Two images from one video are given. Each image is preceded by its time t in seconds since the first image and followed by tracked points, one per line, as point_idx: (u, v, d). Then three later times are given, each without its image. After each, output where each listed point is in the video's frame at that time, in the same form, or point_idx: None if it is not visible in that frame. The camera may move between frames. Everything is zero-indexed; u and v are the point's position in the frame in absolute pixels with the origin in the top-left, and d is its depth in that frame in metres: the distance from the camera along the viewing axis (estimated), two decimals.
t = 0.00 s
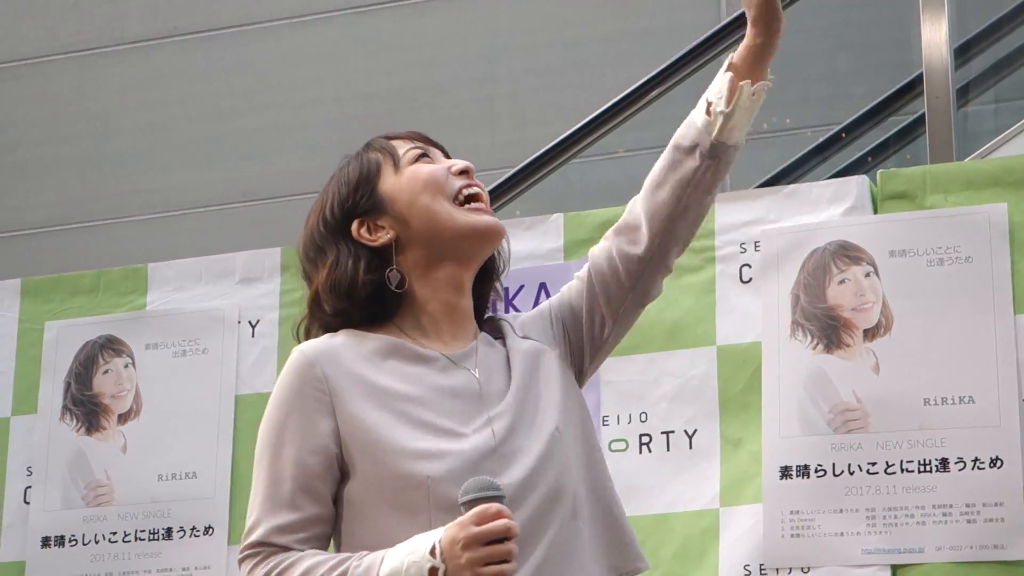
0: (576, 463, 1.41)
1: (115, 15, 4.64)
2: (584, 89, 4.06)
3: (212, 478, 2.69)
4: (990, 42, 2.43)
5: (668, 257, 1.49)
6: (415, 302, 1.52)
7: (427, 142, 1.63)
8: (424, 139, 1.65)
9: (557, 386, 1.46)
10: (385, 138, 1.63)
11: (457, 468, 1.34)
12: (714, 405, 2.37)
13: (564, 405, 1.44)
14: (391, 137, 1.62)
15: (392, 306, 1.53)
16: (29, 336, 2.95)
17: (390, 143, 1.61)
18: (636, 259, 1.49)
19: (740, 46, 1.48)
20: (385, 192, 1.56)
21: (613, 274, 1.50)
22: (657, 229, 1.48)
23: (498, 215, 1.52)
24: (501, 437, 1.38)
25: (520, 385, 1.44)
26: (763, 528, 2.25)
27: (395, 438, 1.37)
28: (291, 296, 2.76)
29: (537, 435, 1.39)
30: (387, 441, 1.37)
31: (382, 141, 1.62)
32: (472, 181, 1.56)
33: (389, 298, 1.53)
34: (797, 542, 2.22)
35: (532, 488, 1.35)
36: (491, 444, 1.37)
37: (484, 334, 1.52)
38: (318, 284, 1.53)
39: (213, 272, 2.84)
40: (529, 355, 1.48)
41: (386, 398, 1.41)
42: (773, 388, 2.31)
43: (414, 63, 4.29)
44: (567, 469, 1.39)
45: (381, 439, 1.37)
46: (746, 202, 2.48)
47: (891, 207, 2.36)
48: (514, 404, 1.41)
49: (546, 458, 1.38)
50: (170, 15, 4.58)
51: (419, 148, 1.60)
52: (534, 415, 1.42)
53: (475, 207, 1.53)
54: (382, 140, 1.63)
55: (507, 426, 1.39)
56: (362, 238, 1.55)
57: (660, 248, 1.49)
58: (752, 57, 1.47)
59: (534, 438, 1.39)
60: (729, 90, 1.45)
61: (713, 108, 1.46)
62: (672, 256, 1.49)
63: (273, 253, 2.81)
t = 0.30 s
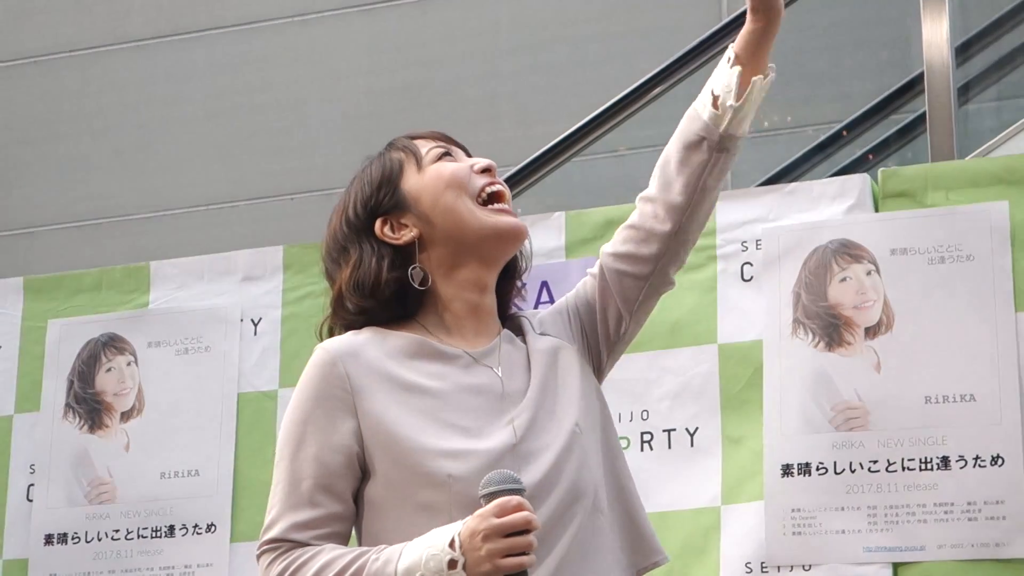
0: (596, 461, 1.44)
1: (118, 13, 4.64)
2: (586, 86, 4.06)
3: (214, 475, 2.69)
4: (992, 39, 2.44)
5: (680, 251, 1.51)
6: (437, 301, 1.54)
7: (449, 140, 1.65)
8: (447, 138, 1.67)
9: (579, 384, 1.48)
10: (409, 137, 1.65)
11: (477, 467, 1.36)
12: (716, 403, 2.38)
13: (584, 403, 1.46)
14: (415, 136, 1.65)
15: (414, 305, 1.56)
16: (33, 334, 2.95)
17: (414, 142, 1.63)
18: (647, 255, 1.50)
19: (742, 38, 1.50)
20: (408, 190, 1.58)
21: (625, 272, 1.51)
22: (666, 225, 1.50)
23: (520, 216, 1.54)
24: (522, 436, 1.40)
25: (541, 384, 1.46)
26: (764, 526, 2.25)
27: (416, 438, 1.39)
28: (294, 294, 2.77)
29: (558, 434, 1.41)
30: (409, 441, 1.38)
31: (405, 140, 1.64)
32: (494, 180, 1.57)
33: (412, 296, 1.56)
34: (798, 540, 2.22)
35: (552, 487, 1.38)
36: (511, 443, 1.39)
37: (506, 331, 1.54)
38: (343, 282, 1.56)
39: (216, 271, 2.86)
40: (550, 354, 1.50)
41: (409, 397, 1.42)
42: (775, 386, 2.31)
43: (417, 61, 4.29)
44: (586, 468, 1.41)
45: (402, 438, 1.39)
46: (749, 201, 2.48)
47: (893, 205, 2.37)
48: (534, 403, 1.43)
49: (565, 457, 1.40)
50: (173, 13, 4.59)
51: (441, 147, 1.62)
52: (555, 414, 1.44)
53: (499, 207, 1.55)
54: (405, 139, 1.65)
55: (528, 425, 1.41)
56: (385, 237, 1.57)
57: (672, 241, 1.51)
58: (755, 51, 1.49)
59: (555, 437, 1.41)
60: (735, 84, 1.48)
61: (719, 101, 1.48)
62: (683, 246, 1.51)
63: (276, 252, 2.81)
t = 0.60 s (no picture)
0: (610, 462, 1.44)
1: (120, 12, 4.64)
2: (588, 86, 4.06)
3: (215, 474, 2.69)
4: (993, 39, 2.44)
5: (695, 258, 1.50)
6: (451, 302, 1.55)
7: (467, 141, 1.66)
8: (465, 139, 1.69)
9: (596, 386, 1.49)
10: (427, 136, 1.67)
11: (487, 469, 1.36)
12: (716, 402, 2.38)
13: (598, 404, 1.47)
14: (433, 136, 1.66)
15: (427, 305, 1.56)
16: (34, 333, 2.95)
17: (431, 141, 1.65)
18: (663, 263, 1.50)
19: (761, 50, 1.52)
20: (424, 190, 1.59)
21: (638, 280, 1.51)
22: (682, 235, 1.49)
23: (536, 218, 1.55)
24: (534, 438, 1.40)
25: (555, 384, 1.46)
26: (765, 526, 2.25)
27: (427, 440, 1.39)
28: (295, 293, 2.77)
29: (571, 435, 1.42)
30: (418, 443, 1.39)
31: (423, 139, 1.65)
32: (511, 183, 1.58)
33: (425, 296, 1.56)
34: (800, 540, 2.22)
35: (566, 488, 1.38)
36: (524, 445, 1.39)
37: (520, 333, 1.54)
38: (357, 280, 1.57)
39: (218, 270, 2.86)
40: (565, 358, 1.50)
41: (419, 397, 1.43)
42: (779, 385, 2.32)
43: (419, 60, 4.28)
44: (599, 468, 1.41)
45: (413, 439, 1.39)
46: (751, 199, 2.48)
47: (895, 204, 2.36)
48: (547, 405, 1.44)
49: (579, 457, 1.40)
50: (175, 11, 4.58)
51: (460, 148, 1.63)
52: (568, 415, 1.44)
53: (514, 208, 1.56)
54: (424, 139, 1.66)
55: (540, 427, 1.41)
56: (400, 236, 1.58)
57: (685, 253, 1.50)
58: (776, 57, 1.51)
59: (567, 438, 1.41)
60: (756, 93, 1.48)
61: (739, 111, 1.48)
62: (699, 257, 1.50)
63: (278, 251, 2.82)
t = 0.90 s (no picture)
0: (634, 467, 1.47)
1: (121, 12, 4.64)
2: (587, 84, 4.06)
3: (216, 474, 2.69)
4: (994, 36, 2.45)
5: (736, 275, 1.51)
6: (479, 303, 1.60)
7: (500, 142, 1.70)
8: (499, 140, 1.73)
9: (626, 390, 1.52)
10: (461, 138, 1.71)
11: (498, 473, 1.40)
12: (717, 401, 2.38)
13: (624, 409, 1.50)
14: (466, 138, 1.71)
15: (455, 306, 1.61)
16: (35, 334, 2.95)
17: (463, 143, 1.69)
18: (702, 273, 1.51)
19: (795, 57, 1.51)
20: (453, 193, 1.64)
21: (679, 290, 1.53)
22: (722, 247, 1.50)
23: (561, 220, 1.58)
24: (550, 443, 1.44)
25: (578, 388, 1.49)
26: (765, 524, 2.25)
27: (441, 445, 1.44)
28: (294, 292, 2.77)
29: (594, 442, 1.45)
30: (433, 447, 1.44)
31: (455, 142, 1.70)
32: (538, 185, 1.61)
33: (454, 298, 1.61)
34: (800, 538, 2.22)
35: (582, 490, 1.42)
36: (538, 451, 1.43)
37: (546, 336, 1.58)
38: (387, 282, 1.63)
39: (218, 270, 2.85)
40: (596, 362, 1.53)
41: (438, 401, 1.48)
42: (780, 383, 2.32)
43: (419, 59, 4.28)
44: (620, 474, 1.44)
45: (429, 444, 1.45)
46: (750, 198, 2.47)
47: (896, 203, 2.36)
48: (568, 410, 1.47)
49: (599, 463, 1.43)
50: (175, 10, 4.58)
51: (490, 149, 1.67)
52: (591, 422, 1.48)
53: (541, 211, 1.59)
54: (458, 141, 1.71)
55: (559, 431, 1.45)
56: (429, 238, 1.63)
57: (726, 266, 1.51)
58: (811, 67, 1.50)
59: (587, 444, 1.45)
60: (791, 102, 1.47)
61: (775, 119, 1.48)
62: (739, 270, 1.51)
63: (278, 251, 2.82)
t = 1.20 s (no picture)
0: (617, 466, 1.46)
1: (121, 12, 4.64)
2: (588, 83, 4.05)
3: (217, 473, 2.69)
4: (995, 33, 2.44)
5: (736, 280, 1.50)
6: (474, 297, 1.60)
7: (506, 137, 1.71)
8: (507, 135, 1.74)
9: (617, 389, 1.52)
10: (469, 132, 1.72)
11: (469, 467, 1.40)
12: (717, 399, 2.38)
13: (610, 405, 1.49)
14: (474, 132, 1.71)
15: (450, 299, 1.62)
16: (37, 334, 2.95)
17: (468, 137, 1.70)
18: (702, 272, 1.50)
19: (783, 54, 1.51)
20: (453, 186, 1.65)
21: (679, 289, 1.52)
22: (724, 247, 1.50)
23: (558, 217, 1.58)
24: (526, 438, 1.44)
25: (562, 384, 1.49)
26: (766, 523, 2.25)
27: (419, 439, 1.45)
28: (295, 291, 2.78)
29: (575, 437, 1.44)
30: (412, 441, 1.45)
31: (461, 135, 1.71)
32: (538, 181, 1.62)
33: (449, 291, 1.62)
34: (802, 536, 2.21)
35: (557, 484, 1.42)
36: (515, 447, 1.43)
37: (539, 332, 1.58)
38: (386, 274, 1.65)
39: (219, 268, 2.85)
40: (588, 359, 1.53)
41: (420, 396, 1.49)
42: (782, 381, 2.31)
43: (419, 58, 4.28)
44: (599, 470, 1.43)
45: (408, 438, 1.46)
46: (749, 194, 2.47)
47: (898, 201, 2.37)
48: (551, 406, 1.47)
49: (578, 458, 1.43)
50: (176, 10, 4.58)
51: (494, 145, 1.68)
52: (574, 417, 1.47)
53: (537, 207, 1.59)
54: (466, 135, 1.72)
55: (538, 428, 1.45)
56: (428, 231, 1.65)
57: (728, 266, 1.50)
58: (799, 60, 1.50)
59: (567, 440, 1.44)
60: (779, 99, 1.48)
61: (769, 117, 1.48)
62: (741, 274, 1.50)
63: (280, 250, 2.83)
